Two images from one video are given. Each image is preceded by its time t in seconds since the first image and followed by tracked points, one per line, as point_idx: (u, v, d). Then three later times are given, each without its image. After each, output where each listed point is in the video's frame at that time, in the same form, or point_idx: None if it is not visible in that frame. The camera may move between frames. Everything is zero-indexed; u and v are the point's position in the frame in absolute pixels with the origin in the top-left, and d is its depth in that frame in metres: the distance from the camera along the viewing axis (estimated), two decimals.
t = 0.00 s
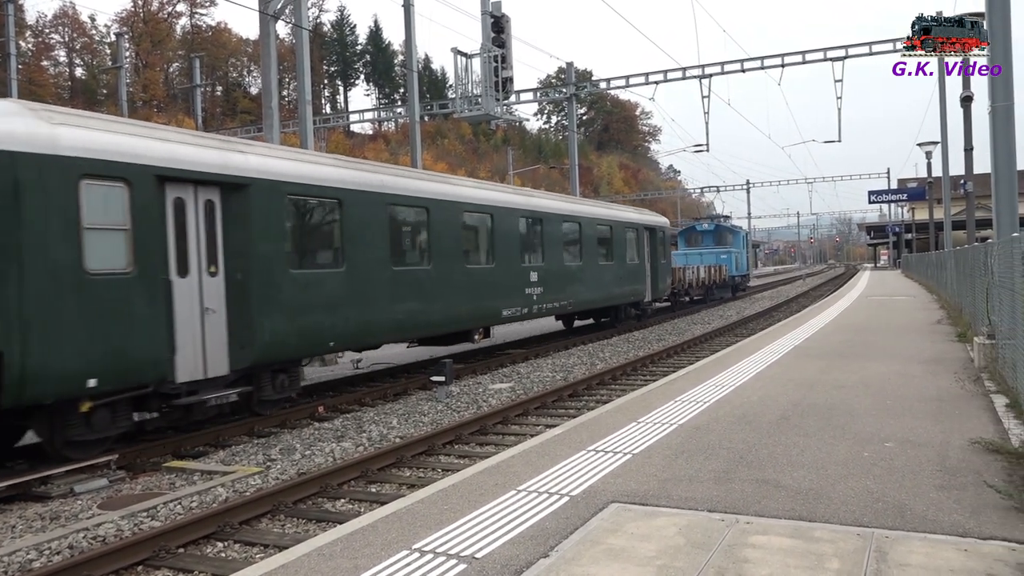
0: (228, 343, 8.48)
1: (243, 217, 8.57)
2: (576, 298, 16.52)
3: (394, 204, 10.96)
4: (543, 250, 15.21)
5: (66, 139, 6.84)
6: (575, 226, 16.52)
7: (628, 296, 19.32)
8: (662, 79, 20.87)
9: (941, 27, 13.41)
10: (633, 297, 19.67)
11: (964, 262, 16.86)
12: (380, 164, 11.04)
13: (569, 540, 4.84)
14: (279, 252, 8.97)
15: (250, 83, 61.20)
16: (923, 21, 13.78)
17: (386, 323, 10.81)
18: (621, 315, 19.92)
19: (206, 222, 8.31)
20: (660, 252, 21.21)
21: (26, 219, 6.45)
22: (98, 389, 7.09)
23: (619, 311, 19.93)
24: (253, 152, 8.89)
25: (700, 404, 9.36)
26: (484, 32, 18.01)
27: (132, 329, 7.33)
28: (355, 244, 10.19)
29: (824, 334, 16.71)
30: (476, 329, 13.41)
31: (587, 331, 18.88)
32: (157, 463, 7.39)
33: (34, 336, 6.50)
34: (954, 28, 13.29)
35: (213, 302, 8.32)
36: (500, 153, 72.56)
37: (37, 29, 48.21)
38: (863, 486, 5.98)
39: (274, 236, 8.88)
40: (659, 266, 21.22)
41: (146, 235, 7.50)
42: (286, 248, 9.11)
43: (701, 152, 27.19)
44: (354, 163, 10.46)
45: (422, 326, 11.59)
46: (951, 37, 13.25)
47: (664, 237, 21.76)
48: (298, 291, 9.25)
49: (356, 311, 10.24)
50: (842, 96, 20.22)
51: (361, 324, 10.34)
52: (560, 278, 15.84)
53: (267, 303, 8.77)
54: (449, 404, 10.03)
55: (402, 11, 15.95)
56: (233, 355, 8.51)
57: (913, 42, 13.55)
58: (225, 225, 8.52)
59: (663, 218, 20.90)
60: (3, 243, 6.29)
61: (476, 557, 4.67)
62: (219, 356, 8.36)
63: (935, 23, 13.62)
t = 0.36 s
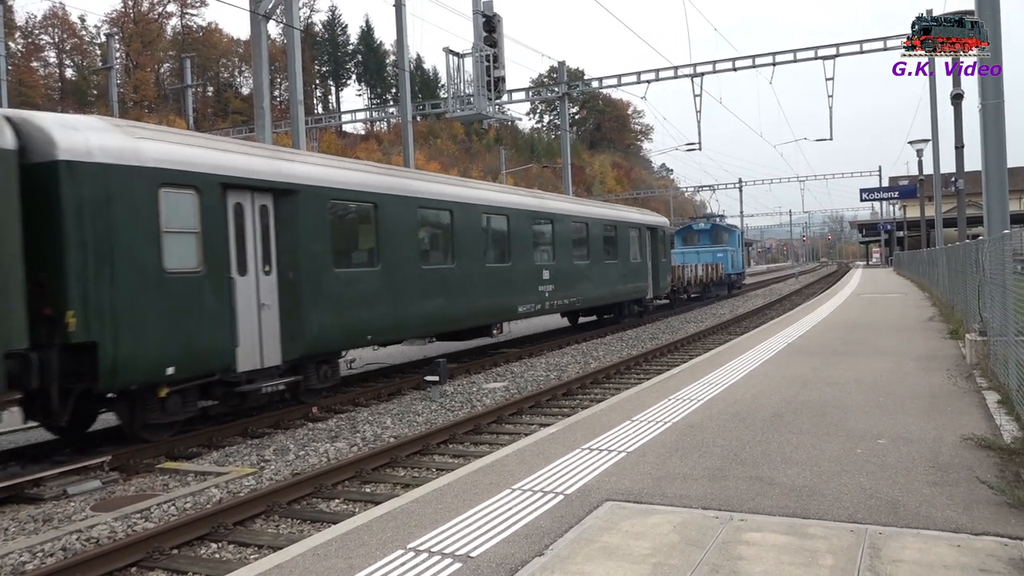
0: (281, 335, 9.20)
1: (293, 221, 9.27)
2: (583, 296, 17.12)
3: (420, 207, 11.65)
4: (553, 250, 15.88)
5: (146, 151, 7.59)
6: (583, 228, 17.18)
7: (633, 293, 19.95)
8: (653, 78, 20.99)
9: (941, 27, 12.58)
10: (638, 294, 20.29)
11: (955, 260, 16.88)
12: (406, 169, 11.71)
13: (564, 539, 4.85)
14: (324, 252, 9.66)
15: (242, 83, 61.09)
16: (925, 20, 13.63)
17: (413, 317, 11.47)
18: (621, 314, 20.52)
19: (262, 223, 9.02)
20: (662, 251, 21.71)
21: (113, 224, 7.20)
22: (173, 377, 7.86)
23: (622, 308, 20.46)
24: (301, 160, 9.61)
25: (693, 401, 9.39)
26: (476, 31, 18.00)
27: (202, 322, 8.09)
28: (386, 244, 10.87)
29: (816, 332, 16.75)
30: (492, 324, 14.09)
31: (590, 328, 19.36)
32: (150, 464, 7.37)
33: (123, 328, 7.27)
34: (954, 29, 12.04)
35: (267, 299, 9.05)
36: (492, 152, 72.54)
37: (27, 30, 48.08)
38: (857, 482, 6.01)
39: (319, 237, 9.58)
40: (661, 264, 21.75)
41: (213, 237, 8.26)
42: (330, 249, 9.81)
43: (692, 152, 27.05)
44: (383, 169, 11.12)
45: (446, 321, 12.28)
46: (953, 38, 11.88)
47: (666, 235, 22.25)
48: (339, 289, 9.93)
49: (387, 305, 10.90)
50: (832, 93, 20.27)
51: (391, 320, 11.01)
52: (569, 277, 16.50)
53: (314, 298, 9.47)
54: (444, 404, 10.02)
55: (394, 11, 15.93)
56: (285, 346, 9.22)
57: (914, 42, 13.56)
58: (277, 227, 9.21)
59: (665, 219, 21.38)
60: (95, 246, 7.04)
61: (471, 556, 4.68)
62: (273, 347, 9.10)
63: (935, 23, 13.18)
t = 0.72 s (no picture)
0: (329, 326, 9.97)
1: (339, 220, 10.01)
2: (595, 291, 17.70)
3: (447, 207, 12.36)
4: (566, 247, 16.48)
5: (217, 157, 8.31)
6: (595, 225, 17.76)
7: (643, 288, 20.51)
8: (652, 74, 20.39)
9: (942, 28, 12.58)
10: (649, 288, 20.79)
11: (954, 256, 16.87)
12: (435, 171, 12.42)
13: (563, 535, 4.85)
14: (366, 249, 10.40)
15: (240, 80, 60.96)
16: (923, 22, 13.79)
17: (441, 310, 12.18)
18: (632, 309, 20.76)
19: (313, 223, 9.76)
20: (669, 246, 22.14)
21: (190, 224, 7.92)
22: (242, 363, 8.60)
23: (632, 302, 20.90)
24: (345, 164, 10.33)
25: (693, 397, 9.40)
26: (474, 27, 17.96)
27: (264, 314, 8.82)
28: (418, 242, 11.60)
29: (815, 327, 16.74)
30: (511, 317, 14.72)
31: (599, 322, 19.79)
32: (150, 462, 7.37)
33: (199, 318, 8.00)
34: (955, 30, 11.99)
35: (318, 292, 9.81)
36: (491, 149, 72.46)
37: (24, 27, 47.99)
38: (856, 477, 6.01)
39: (362, 236, 10.32)
40: (668, 259, 22.15)
41: (273, 236, 8.99)
42: (370, 247, 10.54)
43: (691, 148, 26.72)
44: (413, 171, 11.83)
45: (471, 314, 13.01)
46: (953, 38, 11.82)
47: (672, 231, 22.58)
48: (378, 284, 10.66)
49: (419, 298, 11.62)
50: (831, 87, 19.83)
51: (423, 312, 11.73)
52: (582, 273, 17.11)
53: (358, 291, 10.21)
54: (443, 400, 10.02)
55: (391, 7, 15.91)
56: (331, 336, 9.99)
57: (914, 42, 13.67)
58: (324, 227, 9.94)
59: (669, 216, 21.66)
60: (175, 245, 7.76)
61: (470, 552, 4.68)
62: (323, 337, 9.88)
63: (936, 23, 13.17)
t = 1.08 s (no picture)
0: (370, 317, 10.61)
1: (377, 219, 10.62)
2: (608, 284, 17.94)
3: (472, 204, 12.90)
4: (582, 241, 16.88)
5: (275, 161, 8.94)
6: (604, 219, 17.91)
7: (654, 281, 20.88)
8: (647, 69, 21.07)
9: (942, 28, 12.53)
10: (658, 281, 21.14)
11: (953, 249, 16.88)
12: (461, 171, 12.97)
13: (563, 529, 4.86)
14: (400, 245, 10.99)
15: (237, 77, 60.84)
16: (923, 21, 13.71)
17: (468, 302, 12.76)
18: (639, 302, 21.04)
19: (355, 222, 10.38)
20: (677, 239, 22.39)
21: (252, 224, 8.56)
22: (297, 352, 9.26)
23: (641, 294, 21.23)
24: (382, 166, 10.92)
25: (692, 391, 9.41)
26: (471, 22, 17.87)
27: (317, 306, 9.47)
28: (446, 238, 12.16)
29: (814, 321, 16.74)
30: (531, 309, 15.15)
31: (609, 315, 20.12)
32: (150, 460, 7.36)
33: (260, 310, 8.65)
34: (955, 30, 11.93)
35: (360, 285, 10.44)
36: (489, 145, 72.40)
37: (20, 27, 47.94)
38: (856, 470, 6.02)
39: (398, 233, 10.92)
40: (675, 252, 22.36)
41: (322, 234, 9.63)
42: (405, 243, 11.11)
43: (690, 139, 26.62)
44: (442, 171, 12.38)
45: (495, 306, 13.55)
46: (953, 38, 11.75)
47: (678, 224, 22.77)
48: (412, 278, 11.24)
49: (448, 292, 12.18)
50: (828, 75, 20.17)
51: (451, 304, 12.29)
52: (594, 267, 17.34)
53: (394, 285, 10.80)
54: (442, 396, 10.02)
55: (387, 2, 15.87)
56: (372, 327, 10.63)
57: (914, 42, 13.63)
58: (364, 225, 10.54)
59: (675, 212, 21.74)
60: (241, 243, 8.42)
61: (470, 548, 4.68)
62: (365, 327, 10.51)
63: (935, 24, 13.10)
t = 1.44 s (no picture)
0: (405, 311, 11.08)
1: (411, 218, 11.05)
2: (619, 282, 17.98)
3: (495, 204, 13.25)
4: (595, 239, 17.07)
5: (324, 166, 9.46)
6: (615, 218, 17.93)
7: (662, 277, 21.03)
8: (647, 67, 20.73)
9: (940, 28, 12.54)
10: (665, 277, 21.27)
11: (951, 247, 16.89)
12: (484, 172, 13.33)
13: (562, 528, 4.86)
14: (433, 243, 11.41)
15: (235, 76, 60.78)
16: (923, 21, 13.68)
17: (492, 297, 13.10)
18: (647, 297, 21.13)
19: (392, 221, 10.84)
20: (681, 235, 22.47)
21: (305, 224, 9.11)
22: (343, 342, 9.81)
23: (647, 290, 21.36)
24: (415, 168, 11.34)
25: (691, 389, 9.41)
26: (469, 21, 17.85)
27: (361, 300, 10.00)
28: (472, 237, 12.51)
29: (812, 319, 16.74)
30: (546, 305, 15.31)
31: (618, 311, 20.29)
32: (148, 459, 7.36)
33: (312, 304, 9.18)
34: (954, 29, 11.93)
35: (397, 281, 10.91)
36: (487, 143, 72.33)
37: (18, 25, 47.93)
38: (855, 468, 6.02)
39: (430, 232, 11.32)
40: (680, 249, 22.40)
41: (364, 233, 10.12)
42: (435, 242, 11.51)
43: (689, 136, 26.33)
44: (467, 172, 12.74)
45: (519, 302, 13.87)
46: (952, 37, 11.77)
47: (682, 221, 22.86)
48: (443, 274, 11.63)
49: (474, 288, 12.51)
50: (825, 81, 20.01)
51: (478, 300, 12.64)
52: (605, 264, 17.35)
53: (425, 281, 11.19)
54: (442, 395, 10.02)
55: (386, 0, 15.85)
56: (406, 321, 11.08)
57: (914, 42, 13.59)
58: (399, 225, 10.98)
59: (682, 211, 21.77)
60: (295, 242, 8.99)
61: (469, 547, 4.68)
62: (401, 320, 10.99)
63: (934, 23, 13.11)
